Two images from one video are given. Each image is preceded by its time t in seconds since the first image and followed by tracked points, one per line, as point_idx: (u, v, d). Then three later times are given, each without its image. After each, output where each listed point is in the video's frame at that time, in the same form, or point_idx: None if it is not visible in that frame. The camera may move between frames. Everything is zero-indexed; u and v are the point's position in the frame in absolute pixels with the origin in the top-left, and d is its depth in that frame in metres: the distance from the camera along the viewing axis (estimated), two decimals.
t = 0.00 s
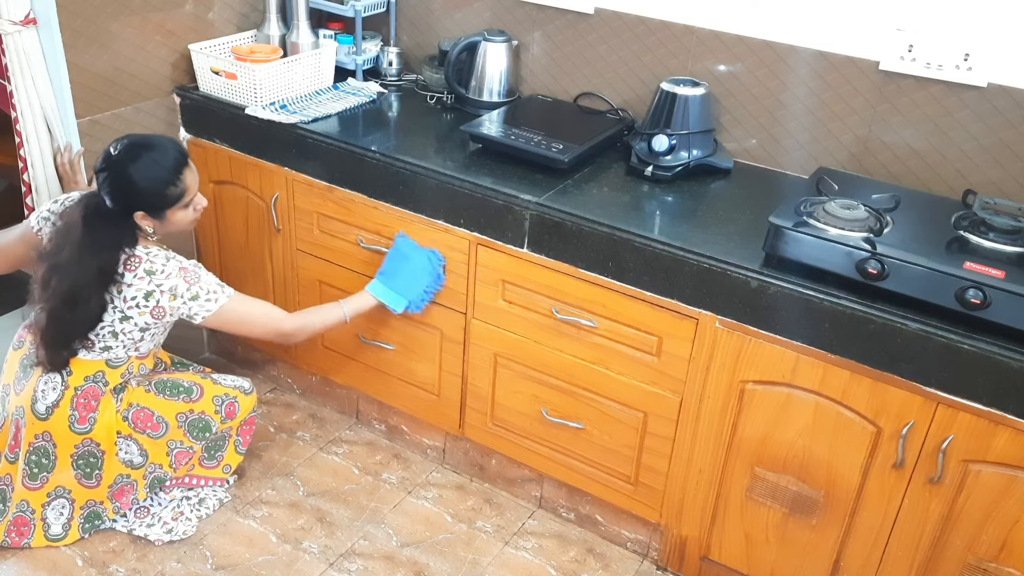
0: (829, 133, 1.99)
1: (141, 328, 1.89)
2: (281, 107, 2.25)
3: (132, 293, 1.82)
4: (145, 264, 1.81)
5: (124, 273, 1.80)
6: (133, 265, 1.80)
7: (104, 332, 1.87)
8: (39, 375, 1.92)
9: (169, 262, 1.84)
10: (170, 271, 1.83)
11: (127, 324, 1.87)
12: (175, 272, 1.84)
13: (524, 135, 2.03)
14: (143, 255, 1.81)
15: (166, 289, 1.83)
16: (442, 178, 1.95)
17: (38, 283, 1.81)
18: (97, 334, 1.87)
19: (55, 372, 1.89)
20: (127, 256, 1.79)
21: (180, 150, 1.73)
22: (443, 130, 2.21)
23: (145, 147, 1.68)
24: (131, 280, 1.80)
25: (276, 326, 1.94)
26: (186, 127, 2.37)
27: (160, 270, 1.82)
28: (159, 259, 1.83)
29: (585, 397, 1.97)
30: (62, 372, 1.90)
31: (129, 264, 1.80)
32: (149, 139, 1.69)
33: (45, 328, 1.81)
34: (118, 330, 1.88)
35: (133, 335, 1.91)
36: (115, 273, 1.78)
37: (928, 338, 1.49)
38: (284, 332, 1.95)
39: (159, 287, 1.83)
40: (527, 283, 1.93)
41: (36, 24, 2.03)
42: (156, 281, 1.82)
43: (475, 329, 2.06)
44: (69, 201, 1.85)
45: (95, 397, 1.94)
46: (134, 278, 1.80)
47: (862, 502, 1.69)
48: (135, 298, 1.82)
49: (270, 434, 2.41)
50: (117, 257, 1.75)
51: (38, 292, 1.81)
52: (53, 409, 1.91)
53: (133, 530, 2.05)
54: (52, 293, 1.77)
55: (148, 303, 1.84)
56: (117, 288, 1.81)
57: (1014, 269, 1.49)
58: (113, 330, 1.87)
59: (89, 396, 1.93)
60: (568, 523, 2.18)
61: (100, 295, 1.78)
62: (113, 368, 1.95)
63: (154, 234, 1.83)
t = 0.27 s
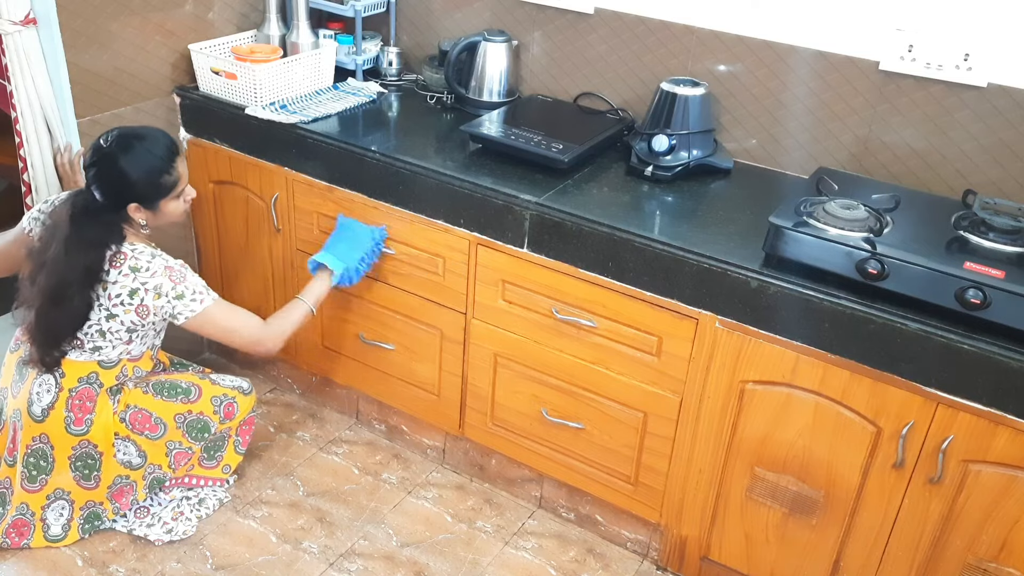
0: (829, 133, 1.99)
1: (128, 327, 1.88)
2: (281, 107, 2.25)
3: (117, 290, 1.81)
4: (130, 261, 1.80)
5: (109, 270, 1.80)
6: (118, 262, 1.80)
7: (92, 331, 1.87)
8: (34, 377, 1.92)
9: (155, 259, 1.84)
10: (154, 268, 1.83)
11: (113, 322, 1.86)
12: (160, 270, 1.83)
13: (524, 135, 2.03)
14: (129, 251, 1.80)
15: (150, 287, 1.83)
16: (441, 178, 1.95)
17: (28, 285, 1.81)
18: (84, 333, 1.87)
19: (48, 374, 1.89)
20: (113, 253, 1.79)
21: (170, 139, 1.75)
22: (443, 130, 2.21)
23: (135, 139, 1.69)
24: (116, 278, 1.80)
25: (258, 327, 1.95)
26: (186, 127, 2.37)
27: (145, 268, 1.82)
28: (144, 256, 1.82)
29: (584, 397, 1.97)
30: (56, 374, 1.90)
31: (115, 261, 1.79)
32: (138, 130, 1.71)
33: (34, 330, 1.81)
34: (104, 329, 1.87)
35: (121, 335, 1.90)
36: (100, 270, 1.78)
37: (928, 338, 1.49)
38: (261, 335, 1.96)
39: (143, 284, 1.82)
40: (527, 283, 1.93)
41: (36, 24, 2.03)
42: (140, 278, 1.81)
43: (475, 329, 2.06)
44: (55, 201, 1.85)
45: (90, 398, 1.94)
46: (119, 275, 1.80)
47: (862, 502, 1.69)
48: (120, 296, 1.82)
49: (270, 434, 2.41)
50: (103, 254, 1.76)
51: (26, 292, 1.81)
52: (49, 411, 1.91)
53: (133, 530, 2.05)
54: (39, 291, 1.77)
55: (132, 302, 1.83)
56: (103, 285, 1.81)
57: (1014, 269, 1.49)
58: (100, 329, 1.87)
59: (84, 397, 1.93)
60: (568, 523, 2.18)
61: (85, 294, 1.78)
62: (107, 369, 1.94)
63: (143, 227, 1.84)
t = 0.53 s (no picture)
0: (829, 133, 1.99)
1: (122, 330, 1.89)
2: (281, 107, 2.25)
3: (112, 295, 1.81)
4: (125, 265, 1.81)
5: (102, 275, 1.79)
6: (113, 267, 1.80)
7: (85, 334, 1.87)
8: (28, 380, 1.92)
9: (150, 263, 1.84)
10: (152, 272, 1.84)
11: (107, 325, 1.86)
12: (157, 274, 1.85)
13: (524, 135, 2.03)
14: (124, 256, 1.81)
15: (148, 291, 1.84)
16: (441, 178, 1.95)
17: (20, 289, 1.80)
18: (79, 336, 1.86)
19: (41, 377, 1.89)
20: (107, 258, 1.78)
21: (160, 139, 1.76)
22: (443, 130, 2.21)
23: (126, 140, 1.70)
24: (111, 282, 1.80)
25: (251, 315, 2.02)
26: (187, 127, 2.37)
27: (141, 272, 1.83)
28: (140, 260, 1.83)
29: (585, 397, 1.97)
30: (49, 377, 1.90)
31: (109, 266, 1.79)
32: (128, 132, 1.71)
33: (26, 335, 1.81)
34: (99, 332, 1.87)
35: (115, 338, 1.90)
36: (95, 275, 1.78)
37: (928, 338, 1.49)
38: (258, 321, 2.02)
39: (140, 289, 1.83)
40: (527, 283, 1.93)
41: (36, 24, 2.03)
42: (137, 283, 1.82)
43: (475, 329, 2.06)
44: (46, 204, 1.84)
45: (84, 400, 1.93)
46: (114, 280, 1.80)
47: (863, 502, 1.69)
48: (116, 300, 1.82)
49: (270, 434, 2.41)
50: (95, 262, 1.76)
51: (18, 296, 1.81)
52: (43, 414, 1.91)
53: (133, 530, 2.05)
54: (30, 297, 1.76)
55: (128, 306, 1.84)
56: (96, 290, 1.80)
57: (1014, 269, 1.49)
58: (94, 332, 1.87)
59: (77, 400, 1.93)
60: (568, 523, 2.18)
61: (77, 300, 1.78)
62: (100, 372, 1.94)
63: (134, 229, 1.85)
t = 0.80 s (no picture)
0: (829, 133, 1.99)
1: (137, 323, 1.89)
2: (281, 107, 2.25)
3: (126, 288, 1.81)
4: (138, 258, 1.81)
5: (117, 268, 1.80)
6: (126, 260, 1.80)
7: (100, 330, 1.87)
8: (38, 376, 1.92)
9: (162, 255, 1.84)
10: (163, 264, 1.83)
11: (122, 320, 1.86)
12: (169, 265, 1.84)
13: (524, 135, 2.03)
14: (136, 249, 1.81)
15: (161, 283, 1.83)
16: (441, 178, 1.95)
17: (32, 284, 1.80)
18: (92, 333, 1.86)
19: (53, 372, 1.89)
20: (119, 251, 1.79)
21: (169, 139, 1.76)
22: (443, 130, 2.21)
23: (134, 139, 1.70)
24: (125, 276, 1.80)
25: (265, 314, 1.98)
26: (186, 127, 2.37)
27: (153, 264, 1.82)
28: (152, 253, 1.83)
29: (584, 397, 1.97)
30: (60, 372, 1.90)
31: (122, 259, 1.80)
32: (137, 130, 1.71)
33: (39, 329, 1.81)
34: (114, 327, 1.87)
35: (130, 332, 1.90)
36: (107, 269, 1.78)
37: (928, 338, 1.49)
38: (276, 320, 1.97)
39: (153, 281, 1.83)
40: (527, 283, 1.93)
41: (36, 24, 2.03)
42: (150, 275, 1.82)
43: (475, 329, 2.06)
44: (57, 202, 1.85)
45: (94, 396, 1.94)
46: (128, 273, 1.80)
47: (862, 502, 1.69)
48: (130, 293, 1.82)
49: (270, 434, 2.41)
50: (107, 255, 1.76)
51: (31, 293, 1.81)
52: (53, 409, 1.91)
53: (133, 530, 2.05)
54: (43, 292, 1.77)
55: (143, 298, 1.83)
56: (111, 284, 1.81)
57: (1014, 269, 1.49)
58: (109, 327, 1.87)
59: (88, 395, 1.93)
60: (568, 523, 2.18)
61: (91, 293, 1.78)
62: (112, 366, 1.95)
63: (144, 226, 1.85)
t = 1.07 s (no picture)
0: (829, 133, 1.99)
1: (135, 324, 1.89)
2: (281, 107, 2.25)
3: (124, 289, 1.81)
4: (135, 260, 1.80)
5: (114, 269, 1.79)
6: (124, 261, 1.79)
7: (98, 330, 1.87)
8: (38, 376, 1.92)
9: (160, 257, 1.84)
10: (161, 266, 1.83)
11: (120, 321, 1.86)
12: (168, 267, 1.84)
13: (524, 135, 2.03)
14: (134, 250, 1.80)
15: (159, 284, 1.83)
16: (441, 178, 1.95)
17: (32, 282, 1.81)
18: (90, 332, 1.87)
19: (53, 372, 1.90)
20: (117, 252, 1.78)
21: (173, 143, 1.76)
22: (443, 129, 2.21)
23: (137, 140, 1.70)
24: (122, 277, 1.80)
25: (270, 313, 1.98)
26: (186, 127, 2.37)
27: (151, 266, 1.82)
28: (149, 254, 1.82)
29: (585, 397, 1.97)
30: (61, 372, 1.90)
31: (120, 260, 1.79)
32: (143, 132, 1.72)
33: (39, 327, 1.82)
34: (112, 328, 1.87)
35: (128, 333, 1.90)
36: (104, 269, 1.78)
37: (928, 338, 1.49)
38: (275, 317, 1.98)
39: (151, 283, 1.82)
40: (527, 283, 1.93)
41: (36, 24, 2.03)
42: (147, 277, 1.82)
43: (475, 329, 2.06)
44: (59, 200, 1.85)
45: (95, 396, 1.94)
46: (125, 275, 1.80)
47: (862, 503, 1.69)
48: (127, 294, 1.82)
49: (270, 434, 2.41)
50: (106, 252, 1.76)
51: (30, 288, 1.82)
52: (53, 410, 1.91)
53: (133, 530, 2.05)
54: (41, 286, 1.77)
55: (140, 300, 1.83)
56: (108, 284, 1.80)
57: (1014, 269, 1.49)
58: (107, 327, 1.87)
59: (89, 396, 1.93)
60: (568, 523, 2.18)
61: (87, 291, 1.78)
62: (112, 367, 1.95)
63: (141, 229, 1.85)
